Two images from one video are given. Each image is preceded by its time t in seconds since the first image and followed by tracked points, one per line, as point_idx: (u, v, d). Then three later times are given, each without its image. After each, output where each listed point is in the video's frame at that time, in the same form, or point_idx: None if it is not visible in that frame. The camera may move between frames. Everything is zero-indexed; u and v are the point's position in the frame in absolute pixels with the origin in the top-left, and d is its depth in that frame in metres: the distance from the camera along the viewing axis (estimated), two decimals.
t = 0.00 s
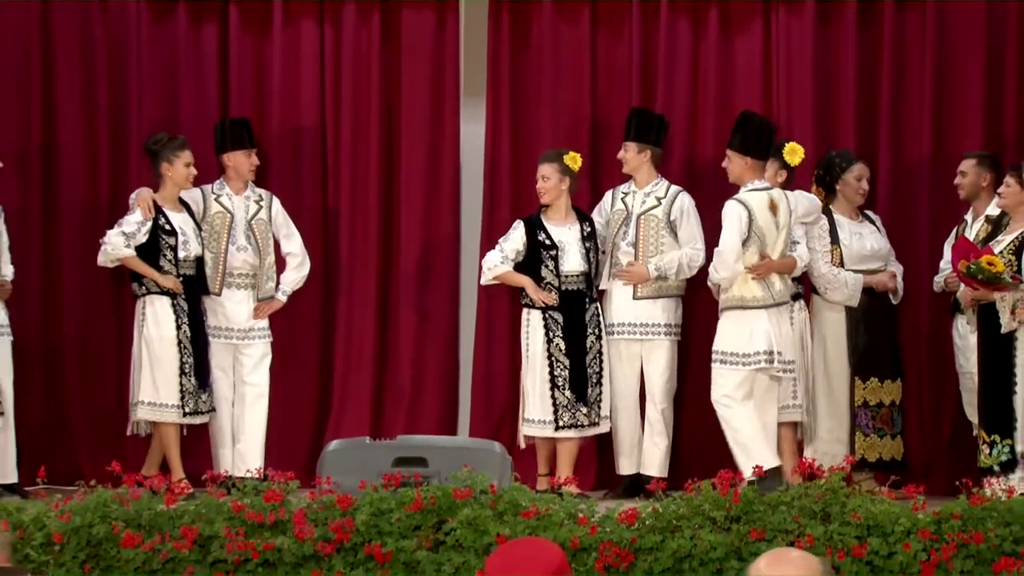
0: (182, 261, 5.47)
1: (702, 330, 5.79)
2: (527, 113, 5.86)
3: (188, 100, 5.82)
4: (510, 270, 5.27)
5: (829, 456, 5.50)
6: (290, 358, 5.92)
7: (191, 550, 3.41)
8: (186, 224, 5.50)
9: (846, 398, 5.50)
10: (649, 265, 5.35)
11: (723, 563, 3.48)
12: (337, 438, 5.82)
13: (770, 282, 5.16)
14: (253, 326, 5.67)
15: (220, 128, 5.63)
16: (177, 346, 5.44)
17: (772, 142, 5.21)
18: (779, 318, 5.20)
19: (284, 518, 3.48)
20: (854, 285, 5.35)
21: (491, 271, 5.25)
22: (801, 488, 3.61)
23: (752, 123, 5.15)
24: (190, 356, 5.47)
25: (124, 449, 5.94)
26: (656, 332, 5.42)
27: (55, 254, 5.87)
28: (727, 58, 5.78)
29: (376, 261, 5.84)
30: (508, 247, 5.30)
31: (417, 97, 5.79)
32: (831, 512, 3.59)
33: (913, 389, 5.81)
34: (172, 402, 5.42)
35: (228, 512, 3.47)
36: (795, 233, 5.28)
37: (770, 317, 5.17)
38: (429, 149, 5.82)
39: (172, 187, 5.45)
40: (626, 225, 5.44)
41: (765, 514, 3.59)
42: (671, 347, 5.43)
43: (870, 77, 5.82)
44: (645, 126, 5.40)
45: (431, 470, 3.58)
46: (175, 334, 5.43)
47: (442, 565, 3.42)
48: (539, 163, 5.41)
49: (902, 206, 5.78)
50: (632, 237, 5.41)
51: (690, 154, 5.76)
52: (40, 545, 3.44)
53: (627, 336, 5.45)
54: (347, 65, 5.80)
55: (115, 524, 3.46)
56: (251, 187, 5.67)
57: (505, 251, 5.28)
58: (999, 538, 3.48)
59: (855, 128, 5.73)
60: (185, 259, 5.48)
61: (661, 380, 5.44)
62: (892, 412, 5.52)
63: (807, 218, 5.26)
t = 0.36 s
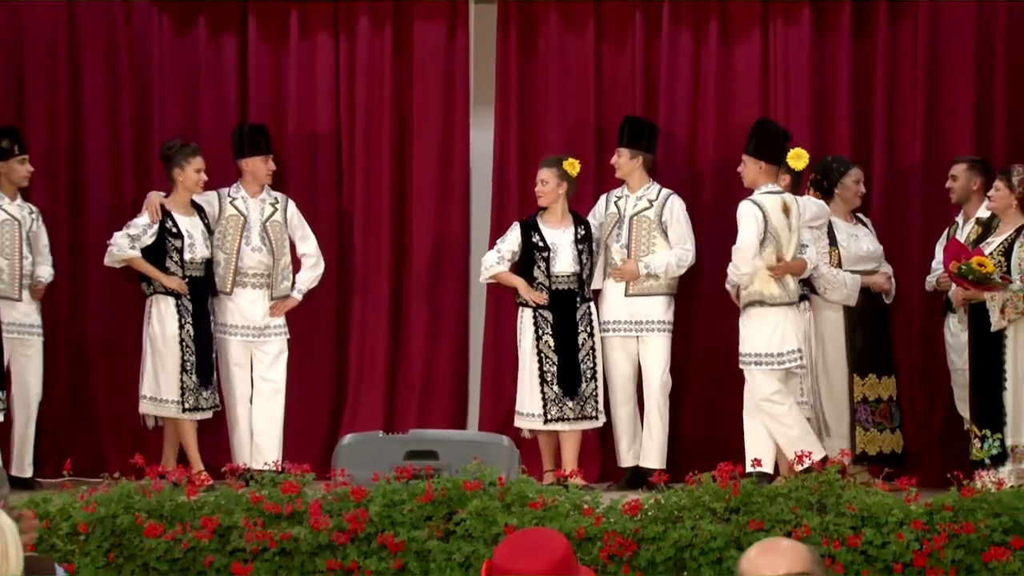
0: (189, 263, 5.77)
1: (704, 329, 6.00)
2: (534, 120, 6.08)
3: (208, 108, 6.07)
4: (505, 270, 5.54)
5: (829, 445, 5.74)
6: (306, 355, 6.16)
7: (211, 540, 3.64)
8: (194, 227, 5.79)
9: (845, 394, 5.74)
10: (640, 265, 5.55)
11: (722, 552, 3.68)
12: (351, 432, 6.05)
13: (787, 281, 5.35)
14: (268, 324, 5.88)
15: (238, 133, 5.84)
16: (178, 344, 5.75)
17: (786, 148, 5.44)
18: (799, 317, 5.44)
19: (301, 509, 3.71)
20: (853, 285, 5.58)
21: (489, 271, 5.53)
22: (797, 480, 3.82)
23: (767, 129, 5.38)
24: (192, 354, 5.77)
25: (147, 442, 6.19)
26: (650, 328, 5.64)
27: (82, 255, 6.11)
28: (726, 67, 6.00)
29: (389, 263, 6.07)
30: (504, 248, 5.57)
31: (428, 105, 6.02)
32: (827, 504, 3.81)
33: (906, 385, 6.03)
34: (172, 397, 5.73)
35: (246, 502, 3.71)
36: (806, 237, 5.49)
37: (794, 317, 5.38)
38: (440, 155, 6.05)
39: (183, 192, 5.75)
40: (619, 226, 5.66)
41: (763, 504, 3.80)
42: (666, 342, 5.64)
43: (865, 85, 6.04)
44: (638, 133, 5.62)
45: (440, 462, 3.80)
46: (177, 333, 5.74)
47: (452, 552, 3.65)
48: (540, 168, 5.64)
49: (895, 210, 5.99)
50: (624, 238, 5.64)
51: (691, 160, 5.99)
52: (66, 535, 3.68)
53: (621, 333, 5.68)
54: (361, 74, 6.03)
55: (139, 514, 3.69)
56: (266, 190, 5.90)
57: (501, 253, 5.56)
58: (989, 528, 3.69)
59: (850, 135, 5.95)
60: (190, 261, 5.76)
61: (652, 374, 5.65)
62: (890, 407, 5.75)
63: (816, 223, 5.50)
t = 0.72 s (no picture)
0: (196, 264, 5.99)
1: (703, 327, 6.22)
2: (539, 127, 6.32)
3: (226, 114, 6.30)
4: (510, 270, 5.78)
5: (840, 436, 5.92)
6: (320, 353, 6.40)
7: (228, 530, 3.62)
8: (202, 229, 6.00)
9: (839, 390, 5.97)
10: (635, 267, 5.79)
11: (721, 542, 3.64)
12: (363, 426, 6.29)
13: (814, 281, 5.54)
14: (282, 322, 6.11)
15: (253, 139, 6.08)
16: (188, 341, 5.99)
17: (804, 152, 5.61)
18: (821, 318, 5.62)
19: (314, 501, 3.69)
20: (845, 285, 5.79)
21: (495, 271, 5.77)
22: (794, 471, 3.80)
23: (786, 135, 5.55)
24: (201, 350, 6.01)
25: (168, 435, 6.44)
26: (646, 325, 5.85)
27: (105, 255, 6.36)
28: (724, 76, 6.22)
29: (399, 264, 6.30)
30: (508, 250, 5.82)
31: (437, 112, 6.25)
32: (821, 496, 3.79)
33: (898, 381, 6.26)
34: (184, 392, 5.99)
35: (262, 494, 3.70)
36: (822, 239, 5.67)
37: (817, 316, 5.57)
38: (449, 160, 6.28)
39: (195, 195, 5.98)
40: (617, 228, 5.89)
41: (760, 497, 3.79)
42: (663, 339, 5.85)
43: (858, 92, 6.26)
44: (637, 139, 5.85)
45: (449, 455, 3.93)
46: (186, 330, 5.99)
47: (461, 542, 3.61)
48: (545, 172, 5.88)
49: (887, 213, 6.23)
50: (620, 241, 5.88)
51: (691, 164, 6.22)
52: (88, 525, 3.63)
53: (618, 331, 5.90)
54: (373, 82, 6.27)
55: (160, 505, 3.66)
56: (280, 193, 6.15)
57: (505, 255, 5.81)
58: (979, 518, 3.69)
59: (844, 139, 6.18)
60: (198, 262, 5.99)
61: (649, 369, 5.87)
62: (880, 402, 5.98)
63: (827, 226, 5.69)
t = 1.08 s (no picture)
0: (210, 264, 6.22)
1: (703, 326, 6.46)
2: (545, 133, 6.56)
3: (243, 120, 6.54)
4: (516, 269, 6.01)
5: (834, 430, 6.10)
6: (333, 351, 6.64)
7: (246, 521, 3.54)
8: (217, 231, 6.24)
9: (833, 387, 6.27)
10: (641, 269, 5.98)
11: (721, 533, 3.56)
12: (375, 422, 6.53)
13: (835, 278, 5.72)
14: (295, 322, 6.33)
15: (270, 145, 6.28)
16: (201, 339, 6.24)
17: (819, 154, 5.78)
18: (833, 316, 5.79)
19: (329, 493, 3.62)
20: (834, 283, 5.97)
21: (501, 270, 6.00)
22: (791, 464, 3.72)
23: (803, 136, 5.72)
24: (214, 347, 6.25)
25: (187, 430, 6.69)
26: (652, 325, 6.04)
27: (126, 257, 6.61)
28: (723, 85, 6.45)
29: (410, 264, 6.54)
30: (515, 251, 6.05)
31: (446, 119, 6.49)
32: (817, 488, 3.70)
33: (891, 379, 6.49)
34: (197, 387, 6.25)
35: (278, 487, 3.63)
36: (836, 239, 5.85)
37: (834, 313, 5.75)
38: (457, 165, 6.52)
39: (212, 198, 6.22)
40: (626, 231, 6.09)
41: (759, 490, 3.72)
42: (667, 340, 6.04)
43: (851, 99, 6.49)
44: (648, 145, 6.00)
45: (457, 450, 3.98)
46: (199, 327, 6.23)
47: (470, 533, 3.54)
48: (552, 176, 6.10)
49: (880, 216, 6.46)
50: (629, 243, 6.06)
51: (690, 169, 6.46)
52: (111, 516, 3.61)
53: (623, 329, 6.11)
54: (384, 89, 6.51)
55: (178, 497, 3.61)
56: (296, 198, 6.38)
57: (511, 255, 6.05)
58: (969, 511, 3.52)
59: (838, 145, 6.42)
60: (212, 262, 6.22)
61: (654, 367, 6.07)
62: (872, 398, 6.23)
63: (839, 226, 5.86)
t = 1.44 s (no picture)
0: (228, 264, 6.46)
1: (704, 325, 6.69)
2: (551, 138, 6.80)
3: (260, 127, 6.79)
4: (523, 268, 6.27)
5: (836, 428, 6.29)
6: (347, 349, 6.89)
7: (263, 512, 3.82)
8: (235, 232, 6.48)
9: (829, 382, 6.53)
10: (659, 270, 6.17)
11: (721, 524, 3.84)
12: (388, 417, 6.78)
13: (846, 278, 5.97)
14: (310, 321, 6.54)
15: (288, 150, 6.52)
16: (217, 335, 6.49)
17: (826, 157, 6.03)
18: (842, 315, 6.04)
19: (344, 485, 3.89)
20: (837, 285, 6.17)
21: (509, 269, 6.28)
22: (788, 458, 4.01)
23: (816, 141, 5.98)
24: (230, 344, 6.50)
25: (206, 425, 6.94)
26: (669, 326, 6.26)
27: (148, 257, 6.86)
28: (723, 92, 6.69)
29: (421, 265, 6.79)
30: (522, 251, 6.32)
31: (456, 124, 6.74)
32: (815, 481, 4.00)
33: (885, 376, 6.72)
34: (212, 382, 6.51)
35: (294, 479, 3.90)
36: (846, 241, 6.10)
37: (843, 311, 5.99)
38: (467, 169, 6.76)
39: (230, 202, 6.47)
40: (644, 233, 6.30)
41: (757, 481, 4.00)
42: (682, 340, 6.26)
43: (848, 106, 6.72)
44: (670, 151, 6.22)
45: (467, 443, 4.19)
46: (216, 325, 6.48)
47: (479, 524, 3.81)
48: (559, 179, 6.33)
49: (875, 218, 6.69)
50: (648, 245, 6.27)
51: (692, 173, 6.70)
52: (134, 508, 3.89)
53: (638, 327, 6.31)
54: (397, 96, 6.75)
55: (199, 489, 3.87)
56: (312, 201, 6.61)
57: (519, 254, 6.32)
58: (960, 502, 3.91)
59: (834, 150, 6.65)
60: (230, 262, 6.46)
61: (667, 364, 6.28)
62: (869, 394, 6.47)
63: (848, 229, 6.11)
